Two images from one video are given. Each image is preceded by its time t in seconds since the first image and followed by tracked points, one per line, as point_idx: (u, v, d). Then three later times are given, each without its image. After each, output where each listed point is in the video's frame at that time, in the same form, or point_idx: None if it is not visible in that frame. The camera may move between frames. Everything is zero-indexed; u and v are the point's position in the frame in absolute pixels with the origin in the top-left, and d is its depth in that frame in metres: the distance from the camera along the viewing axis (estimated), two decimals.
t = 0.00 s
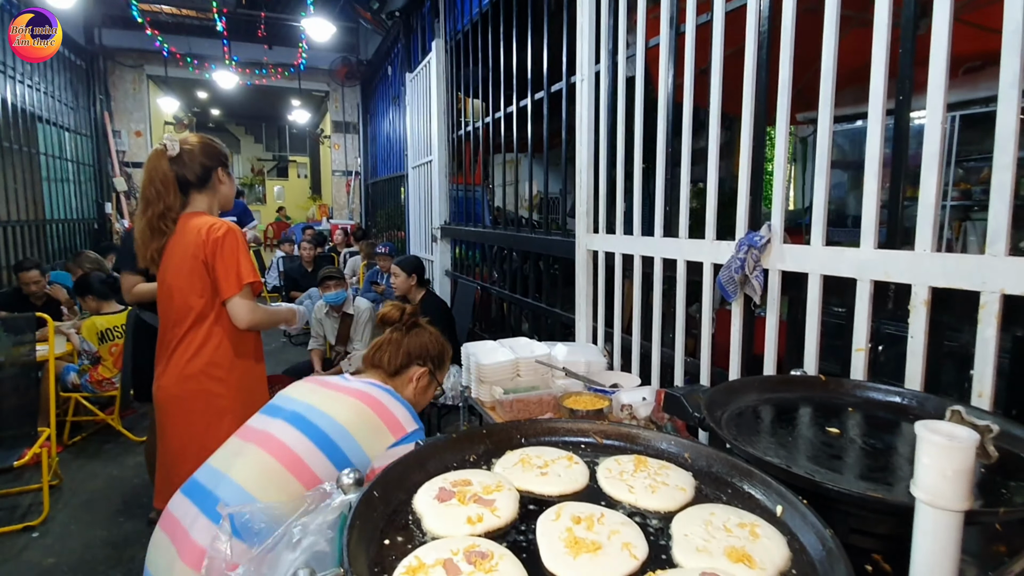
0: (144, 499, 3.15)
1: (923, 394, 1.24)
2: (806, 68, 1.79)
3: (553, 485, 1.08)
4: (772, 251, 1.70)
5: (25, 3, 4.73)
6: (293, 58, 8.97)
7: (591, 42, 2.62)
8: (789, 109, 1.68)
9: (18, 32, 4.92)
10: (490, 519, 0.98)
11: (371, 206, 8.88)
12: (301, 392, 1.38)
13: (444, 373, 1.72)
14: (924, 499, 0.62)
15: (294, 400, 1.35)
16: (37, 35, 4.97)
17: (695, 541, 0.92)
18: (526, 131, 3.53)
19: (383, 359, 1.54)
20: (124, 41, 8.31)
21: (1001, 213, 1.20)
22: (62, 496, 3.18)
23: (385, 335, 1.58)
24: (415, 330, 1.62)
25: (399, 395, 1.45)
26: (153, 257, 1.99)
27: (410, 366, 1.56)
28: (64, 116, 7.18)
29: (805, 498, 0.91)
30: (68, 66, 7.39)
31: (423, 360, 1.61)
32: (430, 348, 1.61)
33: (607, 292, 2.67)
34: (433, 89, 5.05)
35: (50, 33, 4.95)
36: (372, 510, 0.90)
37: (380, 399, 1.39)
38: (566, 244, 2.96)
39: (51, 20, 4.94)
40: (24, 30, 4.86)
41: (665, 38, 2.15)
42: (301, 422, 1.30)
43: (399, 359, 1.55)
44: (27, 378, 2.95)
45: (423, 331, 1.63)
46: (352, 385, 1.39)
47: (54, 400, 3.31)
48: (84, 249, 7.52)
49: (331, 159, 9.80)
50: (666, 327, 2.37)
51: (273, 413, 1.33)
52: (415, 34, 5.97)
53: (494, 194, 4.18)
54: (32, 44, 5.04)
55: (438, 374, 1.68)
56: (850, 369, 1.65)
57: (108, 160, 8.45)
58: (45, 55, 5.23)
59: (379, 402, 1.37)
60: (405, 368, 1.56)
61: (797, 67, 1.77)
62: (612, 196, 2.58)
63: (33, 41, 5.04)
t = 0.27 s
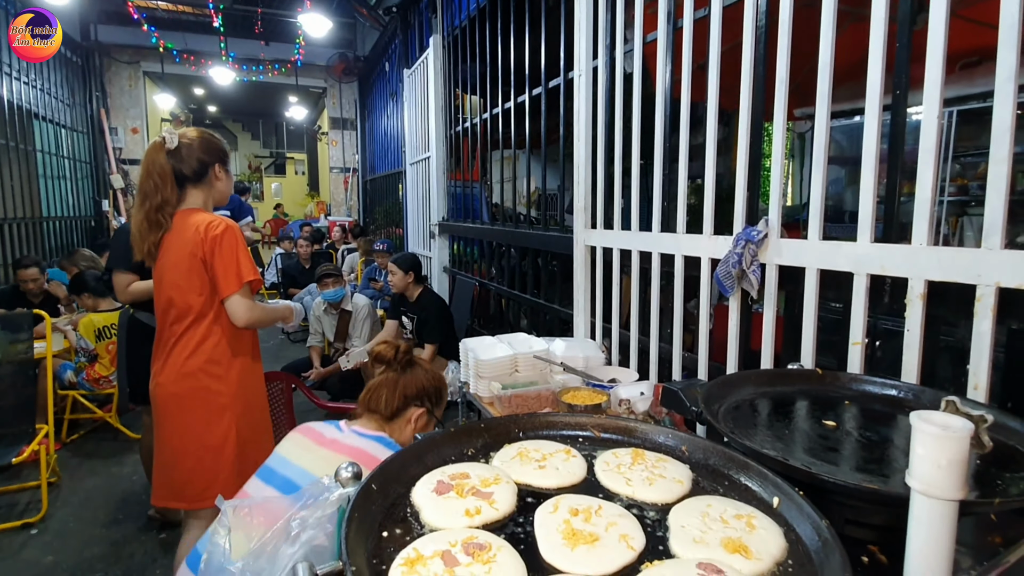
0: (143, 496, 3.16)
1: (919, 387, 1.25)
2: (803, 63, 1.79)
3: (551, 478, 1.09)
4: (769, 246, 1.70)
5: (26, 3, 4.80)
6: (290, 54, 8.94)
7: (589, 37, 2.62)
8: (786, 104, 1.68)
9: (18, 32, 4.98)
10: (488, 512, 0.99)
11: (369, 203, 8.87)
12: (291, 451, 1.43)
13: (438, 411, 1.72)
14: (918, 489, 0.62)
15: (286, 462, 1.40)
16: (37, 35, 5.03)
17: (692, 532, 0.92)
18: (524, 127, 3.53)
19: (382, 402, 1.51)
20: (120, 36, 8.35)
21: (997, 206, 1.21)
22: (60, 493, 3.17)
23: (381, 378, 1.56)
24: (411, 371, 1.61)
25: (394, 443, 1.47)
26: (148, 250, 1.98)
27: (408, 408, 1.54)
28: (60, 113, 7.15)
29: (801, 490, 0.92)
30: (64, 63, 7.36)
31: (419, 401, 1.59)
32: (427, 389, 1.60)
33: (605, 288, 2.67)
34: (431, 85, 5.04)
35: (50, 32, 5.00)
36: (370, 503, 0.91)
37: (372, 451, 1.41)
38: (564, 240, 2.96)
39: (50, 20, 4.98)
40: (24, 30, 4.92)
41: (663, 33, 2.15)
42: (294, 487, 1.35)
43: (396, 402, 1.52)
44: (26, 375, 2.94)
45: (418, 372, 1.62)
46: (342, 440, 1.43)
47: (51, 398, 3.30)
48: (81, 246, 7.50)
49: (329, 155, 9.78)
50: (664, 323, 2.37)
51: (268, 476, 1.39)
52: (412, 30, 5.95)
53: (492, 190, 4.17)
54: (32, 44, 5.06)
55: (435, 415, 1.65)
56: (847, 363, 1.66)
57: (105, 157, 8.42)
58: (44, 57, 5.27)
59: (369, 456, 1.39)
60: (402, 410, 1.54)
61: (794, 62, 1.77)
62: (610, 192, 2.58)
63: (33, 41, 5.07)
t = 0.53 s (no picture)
0: (142, 491, 3.16)
1: (919, 379, 1.24)
2: (805, 57, 1.78)
3: (552, 470, 1.09)
4: (770, 239, 1.70)
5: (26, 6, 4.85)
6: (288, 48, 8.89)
7: (589, 30, 2.60)
8: (787, 98, 1.68)
9: (18, 32, 5.06)
10: (490, 503, 0.99)
11: (368, 198, 8.85)
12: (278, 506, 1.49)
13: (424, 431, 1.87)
14: (921, 479, 0.62)
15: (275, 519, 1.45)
16: (37, 35, 5.11)
17: (694, 524, 0.92)
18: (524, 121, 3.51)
19: (361, 438, 1.67)
20: (116, 31, 8.22)
21: (998, 199, 1.20)
22: (60, 488, 3.18)
23: (361, 414, 1.70)
24: (388, 404, 1.74)
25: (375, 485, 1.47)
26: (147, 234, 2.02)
27: (389, 440, 1.69)
28: (57, 107, 7.11)
29: (803, 481, 0.92)
30: (61, 57, 7.31)
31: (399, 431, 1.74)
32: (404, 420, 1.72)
33: (605, 283, 2.67)
34: (430, 79, 5.02)
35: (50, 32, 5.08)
36: (372, 495, 0.90)
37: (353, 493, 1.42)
38: (564, 234, 2.95)
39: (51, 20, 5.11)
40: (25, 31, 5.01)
41: (664, 27, 2.14)
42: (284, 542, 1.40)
43: (375, 439, 1.68)
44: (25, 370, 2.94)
45: (396, 403, 1.74)
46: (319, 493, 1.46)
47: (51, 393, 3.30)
48: (80, 242, 7.48)
49: (327, 150, 9.76)
50: (664, 317, 2.37)
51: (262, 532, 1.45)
52: (411, 24, 5.92)
53: (491, 185, 4.17)
54: (32, 44, 5.13)
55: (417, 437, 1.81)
56: (847, 357, 1.66)
57: (103, 152, 8.38)
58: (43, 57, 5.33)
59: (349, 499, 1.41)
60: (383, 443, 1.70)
61: (795, 56, 1.76)
62: (610, 186, 2.57)
63: (33, 41, 5.14)
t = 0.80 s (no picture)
0: (143, 482, 3.15)
1: (922, 368, 1.24)
2: (807, 48, 1.76)
3: (555, 459, 1.08)
4: (772, 229, 1.69)
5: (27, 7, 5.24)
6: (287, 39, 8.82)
7: (591, 20, 2.58)
8: (791, 87, 1.66)
9: (19, 32, 5.33)
10: (493, 491, 0.98)
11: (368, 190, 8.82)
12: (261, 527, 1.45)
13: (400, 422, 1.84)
14: (930, 465, 0.61)
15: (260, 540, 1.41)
16: (37, 35, 5.38)
17: (699, 511, 0.91)
18: (524, 112, 3.49)
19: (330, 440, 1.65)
20: (114, 21, 8.17)
21: (1004, 188, 1.19)
22: (60, 479, 3.17)
23: (330, 414, 1.67)
24: (357, 401, 1.70)
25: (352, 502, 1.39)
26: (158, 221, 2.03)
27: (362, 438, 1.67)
28: (54, 99, 7.06)
29: (808, 469, 0.91)
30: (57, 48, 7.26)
31: (371, 428, 1.72)
32: (375, 416, 1.70)
33: (605, 274, 2.66)
34: (429, 70, 4.98)
35: (49, 32, 5.39)
36: (374, 483, 0.90)
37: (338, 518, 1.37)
38: (564, 225, 2.94)
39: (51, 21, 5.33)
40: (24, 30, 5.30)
41: (664, 16, 2.12)
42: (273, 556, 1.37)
43: (344, 439, 1.66)
44: (24, 362, 2.93)
45: (365, 399, 1.71)
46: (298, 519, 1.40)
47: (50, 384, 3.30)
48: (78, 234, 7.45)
49: (326, 142, 9.73)
50: (665, 308, 2.37)
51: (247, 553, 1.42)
52: (410, 15, 5.87)
53: (491, 177, 4.15)
54: (32, 44, 5.41)
55: (393, 430, 1.78)
56: (849, 347, 1.65)
57: (101, 144, 8.34)
58: (44, 56, 5.63)
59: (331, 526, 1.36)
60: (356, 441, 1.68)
61: (799, 45, 1.74)
62: (611, 178, 2.56)
63: (32, 41, 5.40)
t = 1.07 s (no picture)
0: (146, 458, 3.17)
1: (927, 344, 1.23)
2: (817, 18, 1.72)
3: (556, 433, 1.08)
4: (777, 204, 1.67)
5: (25, 7, 5.34)
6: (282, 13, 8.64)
7: None
8: (799, 59, 1.62)
9: (19, 32, 5.52)
10: (493, 465, 0.97)
11: (366, 168, 8.74)
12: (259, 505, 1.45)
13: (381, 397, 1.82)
14: (940, 438, 0.61)
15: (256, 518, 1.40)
16: (36, 35, 5.61)
17: (701, 485, 0.91)
18: (524, 87, 3.43)
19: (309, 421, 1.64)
20: None
21: (1016, 161, 1.17)
22: (64, 454, 3.20)
23: (308, 394, 1.65)
24: (335, 377, 1.68)
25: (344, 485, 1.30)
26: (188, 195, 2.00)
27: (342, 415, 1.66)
28: (47, 73, 6.95)
29: (811, 443, 0.90)
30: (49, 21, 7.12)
31: (352, 406, 1.70)
32: (355, 393, 1.68)
33: (606, 251, 2.64)
34: (428, 44, 4.88)
35: (48, 32, 5.60)
36: (373, 456, 0.89)
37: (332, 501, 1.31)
38: (565, 202, 2.91)
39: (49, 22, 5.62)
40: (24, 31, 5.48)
41: None
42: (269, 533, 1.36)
43: (325, 418, 1.65)
44: (24, 339, 2.93)
45: (343, 376, 1.69)
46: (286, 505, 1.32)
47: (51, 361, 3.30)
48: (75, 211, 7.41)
49: (324, 119, 9.62)
50: (666, 285, 2.35)
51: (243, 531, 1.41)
52: None
53: (491, 154, 4.10)
54: (31, 43, 5.67)
55: (375, 406, 1.77)
56: (852, 324, 1.64)
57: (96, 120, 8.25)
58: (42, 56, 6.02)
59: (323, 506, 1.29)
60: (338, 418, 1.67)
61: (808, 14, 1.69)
62: (613, 153, 2.52)
63: (31, 40, 5.66)
